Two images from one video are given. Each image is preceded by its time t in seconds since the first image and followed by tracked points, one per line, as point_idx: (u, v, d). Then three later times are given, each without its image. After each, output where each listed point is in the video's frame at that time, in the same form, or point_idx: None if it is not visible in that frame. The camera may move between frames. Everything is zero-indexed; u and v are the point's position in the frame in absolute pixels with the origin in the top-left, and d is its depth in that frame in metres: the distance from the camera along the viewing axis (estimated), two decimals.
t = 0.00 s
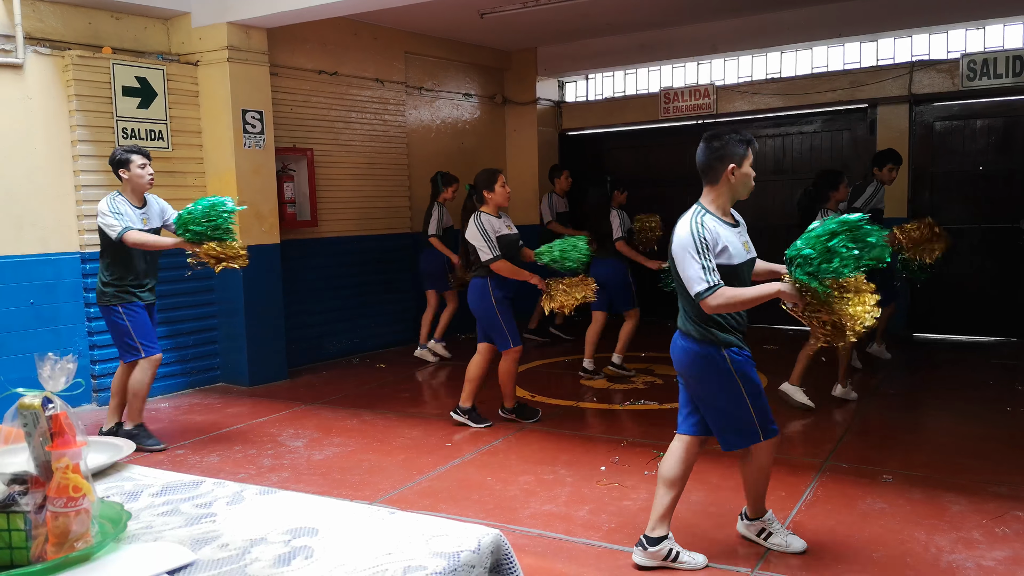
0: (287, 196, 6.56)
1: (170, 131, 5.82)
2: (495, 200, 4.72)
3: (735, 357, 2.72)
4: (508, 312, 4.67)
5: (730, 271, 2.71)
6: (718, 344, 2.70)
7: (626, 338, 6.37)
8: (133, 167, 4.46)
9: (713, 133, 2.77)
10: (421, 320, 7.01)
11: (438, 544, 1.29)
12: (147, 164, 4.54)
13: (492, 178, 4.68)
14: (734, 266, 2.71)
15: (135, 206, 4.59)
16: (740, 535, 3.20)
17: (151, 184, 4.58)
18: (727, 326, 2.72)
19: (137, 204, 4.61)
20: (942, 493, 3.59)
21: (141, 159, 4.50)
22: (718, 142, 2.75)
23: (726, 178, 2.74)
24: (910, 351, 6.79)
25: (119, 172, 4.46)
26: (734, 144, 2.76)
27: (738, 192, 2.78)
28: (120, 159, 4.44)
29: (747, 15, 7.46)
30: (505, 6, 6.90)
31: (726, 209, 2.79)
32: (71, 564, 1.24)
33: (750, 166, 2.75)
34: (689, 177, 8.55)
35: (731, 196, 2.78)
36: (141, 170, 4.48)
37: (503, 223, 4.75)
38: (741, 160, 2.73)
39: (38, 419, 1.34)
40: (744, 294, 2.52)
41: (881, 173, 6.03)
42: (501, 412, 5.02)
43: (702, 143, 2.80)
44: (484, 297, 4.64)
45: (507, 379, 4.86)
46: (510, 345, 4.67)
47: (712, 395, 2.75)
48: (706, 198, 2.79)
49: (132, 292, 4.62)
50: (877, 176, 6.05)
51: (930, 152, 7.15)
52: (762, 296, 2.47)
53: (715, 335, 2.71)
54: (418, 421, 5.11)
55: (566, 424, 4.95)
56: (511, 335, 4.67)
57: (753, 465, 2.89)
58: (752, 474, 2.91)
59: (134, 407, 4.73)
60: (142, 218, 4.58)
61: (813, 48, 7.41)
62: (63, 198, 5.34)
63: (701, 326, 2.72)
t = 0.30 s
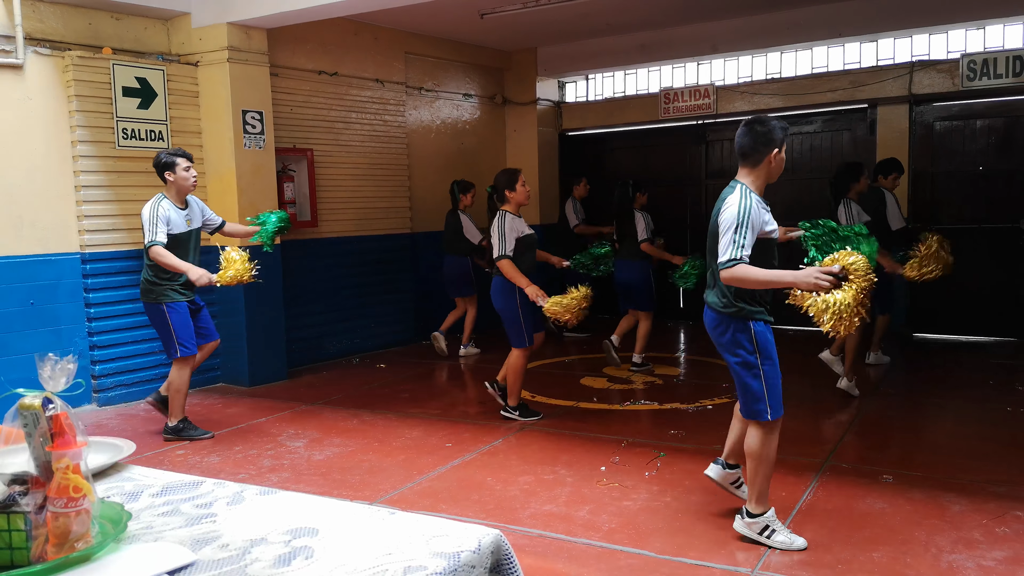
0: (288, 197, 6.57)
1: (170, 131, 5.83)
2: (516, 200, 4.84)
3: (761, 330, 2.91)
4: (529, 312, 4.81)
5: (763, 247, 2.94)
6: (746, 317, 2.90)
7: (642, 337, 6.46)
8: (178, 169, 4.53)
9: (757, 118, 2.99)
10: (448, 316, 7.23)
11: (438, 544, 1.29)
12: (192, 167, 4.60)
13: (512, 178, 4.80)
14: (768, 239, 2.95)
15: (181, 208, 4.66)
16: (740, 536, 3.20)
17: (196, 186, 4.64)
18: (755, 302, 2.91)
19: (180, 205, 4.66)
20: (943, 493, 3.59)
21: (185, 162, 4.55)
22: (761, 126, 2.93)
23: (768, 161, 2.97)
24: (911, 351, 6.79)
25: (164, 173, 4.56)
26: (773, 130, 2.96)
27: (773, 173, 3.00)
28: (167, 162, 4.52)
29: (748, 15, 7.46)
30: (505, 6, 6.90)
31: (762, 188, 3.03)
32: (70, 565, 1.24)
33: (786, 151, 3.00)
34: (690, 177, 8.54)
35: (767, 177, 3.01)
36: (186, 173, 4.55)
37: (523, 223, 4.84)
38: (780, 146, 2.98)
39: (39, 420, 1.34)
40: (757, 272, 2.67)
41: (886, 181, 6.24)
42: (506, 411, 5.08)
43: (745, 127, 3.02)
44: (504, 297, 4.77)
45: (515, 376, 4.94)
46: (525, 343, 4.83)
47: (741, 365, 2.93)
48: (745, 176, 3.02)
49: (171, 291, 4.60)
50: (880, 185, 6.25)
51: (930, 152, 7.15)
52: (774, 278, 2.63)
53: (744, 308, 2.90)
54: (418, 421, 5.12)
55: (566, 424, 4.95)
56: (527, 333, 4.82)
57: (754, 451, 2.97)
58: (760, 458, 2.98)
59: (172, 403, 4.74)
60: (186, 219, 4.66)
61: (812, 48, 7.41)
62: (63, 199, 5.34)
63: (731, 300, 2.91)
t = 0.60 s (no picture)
0: (288, 197, 6.56)
1: (171, 131, 5.83)
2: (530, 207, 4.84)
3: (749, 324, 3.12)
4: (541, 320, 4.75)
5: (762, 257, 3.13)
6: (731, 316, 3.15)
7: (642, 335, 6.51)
8: (219, 186, 4.67)
9: (759, 137, 3.16)
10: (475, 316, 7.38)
11: (439, 545, 1.29)
12: (233, 184, 4.74)
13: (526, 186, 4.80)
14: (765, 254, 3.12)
15: (219, 224, 4.79)
16: (740, 536, 3.20)
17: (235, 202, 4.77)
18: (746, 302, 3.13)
19: (219, 219, 4.80)
20: (943, 494, 3.59)
21: (226, 179, 4.70)
22: (763, 144, 3.14)
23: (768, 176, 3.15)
24: (911, 351, 6.79)
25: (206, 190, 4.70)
26: (776, 147, 3.16)
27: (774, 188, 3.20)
28: (208, 179, 4.67)
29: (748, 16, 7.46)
30: (505, 6, 6.90)
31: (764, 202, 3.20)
32: (71, 566, 1.24)
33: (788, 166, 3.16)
34: (690, 177, 8.54)
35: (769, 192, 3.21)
36: (227, 189, 4.70)
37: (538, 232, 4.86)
38: (780, 161, 3.14)
39: (39, 420, 1.34)
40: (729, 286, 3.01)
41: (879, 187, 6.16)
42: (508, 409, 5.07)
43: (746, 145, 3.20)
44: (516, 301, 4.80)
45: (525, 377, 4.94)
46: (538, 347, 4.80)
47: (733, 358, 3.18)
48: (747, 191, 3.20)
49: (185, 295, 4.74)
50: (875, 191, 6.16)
51: (930, 153, 7.15)
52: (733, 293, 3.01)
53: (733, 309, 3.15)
54: (418, 421, 5.12)
55: (567, 425, 4.95)
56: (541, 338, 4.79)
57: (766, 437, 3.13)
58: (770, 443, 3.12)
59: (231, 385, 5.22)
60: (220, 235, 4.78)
61: (813, 48, 7.42)
62: (63, 199, 5.34)
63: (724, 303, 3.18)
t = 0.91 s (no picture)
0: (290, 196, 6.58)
1: (171, 132, 5.83)
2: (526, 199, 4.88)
3: (731, 314, 3.29)
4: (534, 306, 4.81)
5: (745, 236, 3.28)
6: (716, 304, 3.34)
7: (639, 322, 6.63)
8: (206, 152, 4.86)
9: (741, 134, 3.25)
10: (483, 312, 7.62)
11: (439, 545, 1.29)
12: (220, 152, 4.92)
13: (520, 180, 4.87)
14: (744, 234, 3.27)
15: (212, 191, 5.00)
16: (742, 536, 3.20)
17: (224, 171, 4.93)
18: (732, 290, 3.31)
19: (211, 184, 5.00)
20: (944, 494, 3.59)
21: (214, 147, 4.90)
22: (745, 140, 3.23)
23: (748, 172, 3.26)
24: (912, 351, 6.79)
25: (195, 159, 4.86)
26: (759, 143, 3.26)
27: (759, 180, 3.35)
28: (196, 148, 4.85)
29: (749, 16, 7.46)
30: (507, 7, 6.90)
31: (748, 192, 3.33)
32: (72, 565, 1.24)
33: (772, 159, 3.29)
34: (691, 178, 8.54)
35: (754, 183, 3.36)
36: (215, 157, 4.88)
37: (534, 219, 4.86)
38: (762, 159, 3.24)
39: (40, 420, 1.34)
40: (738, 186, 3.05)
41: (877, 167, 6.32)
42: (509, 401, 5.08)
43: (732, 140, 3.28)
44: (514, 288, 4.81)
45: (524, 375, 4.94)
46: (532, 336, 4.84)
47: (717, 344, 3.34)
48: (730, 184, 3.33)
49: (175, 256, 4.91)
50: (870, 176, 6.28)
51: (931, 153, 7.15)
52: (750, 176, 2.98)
53: (719, 295, 3.34)
54: (419, 421, 5.12)
55: (567, 425, 4.94)
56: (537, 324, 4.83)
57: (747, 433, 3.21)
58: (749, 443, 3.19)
59: (218, 378, 5.19)
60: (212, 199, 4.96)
61: (814, 48, 7.42)
62: (64, 199, 5.34)
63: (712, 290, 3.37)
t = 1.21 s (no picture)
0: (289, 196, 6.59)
1: (171, 131, 5.83)
2: (518, 199, 4.85)
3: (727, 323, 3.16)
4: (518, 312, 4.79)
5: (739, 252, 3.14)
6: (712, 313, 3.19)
7: (631, 330, 6.63)
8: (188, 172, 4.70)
9: (730, 137, 3.15)
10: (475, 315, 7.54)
11: (439, 545, 1.29)
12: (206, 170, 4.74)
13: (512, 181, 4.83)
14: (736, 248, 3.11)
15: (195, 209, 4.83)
16: (742, 536, 3.20)
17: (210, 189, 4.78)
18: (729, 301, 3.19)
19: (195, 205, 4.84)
20: (943, 493, 3.59)
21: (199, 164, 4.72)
22: (734, 144, 3.14)
23: (740, 177, 3.15)
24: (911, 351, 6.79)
25: (181, 176, 4.73)
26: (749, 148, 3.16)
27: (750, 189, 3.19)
28: (180, 164, 4.69)
29: (748, 15, 7.46)
30: (506, 6, 6.89)
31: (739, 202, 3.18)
32: (72, 565, 1.24)
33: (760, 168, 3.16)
34: (691, 178, 8.54)
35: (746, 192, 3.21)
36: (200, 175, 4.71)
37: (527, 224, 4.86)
38: (753, 162, 3.15)
39: (39, 420, 1.34)
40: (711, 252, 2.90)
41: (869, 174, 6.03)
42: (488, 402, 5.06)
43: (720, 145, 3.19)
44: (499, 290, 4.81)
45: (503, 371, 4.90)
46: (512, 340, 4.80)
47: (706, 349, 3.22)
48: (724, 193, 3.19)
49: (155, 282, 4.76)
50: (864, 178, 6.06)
51: (930, 152, 7.15)
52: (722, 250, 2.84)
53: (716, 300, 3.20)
54: (418, 421, 5.12)
55: (566, 425, 4.94)
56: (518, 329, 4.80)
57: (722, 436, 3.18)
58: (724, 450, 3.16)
59: (198, 391, 5.05)
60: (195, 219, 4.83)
61: (813, 48, 7.41)
62: (63, 199, 5.34)
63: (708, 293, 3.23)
